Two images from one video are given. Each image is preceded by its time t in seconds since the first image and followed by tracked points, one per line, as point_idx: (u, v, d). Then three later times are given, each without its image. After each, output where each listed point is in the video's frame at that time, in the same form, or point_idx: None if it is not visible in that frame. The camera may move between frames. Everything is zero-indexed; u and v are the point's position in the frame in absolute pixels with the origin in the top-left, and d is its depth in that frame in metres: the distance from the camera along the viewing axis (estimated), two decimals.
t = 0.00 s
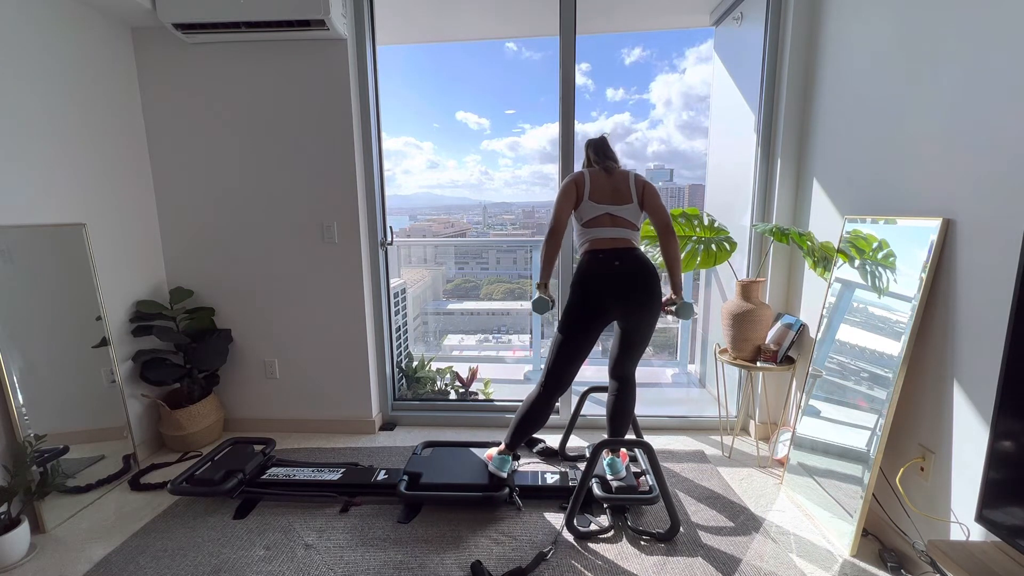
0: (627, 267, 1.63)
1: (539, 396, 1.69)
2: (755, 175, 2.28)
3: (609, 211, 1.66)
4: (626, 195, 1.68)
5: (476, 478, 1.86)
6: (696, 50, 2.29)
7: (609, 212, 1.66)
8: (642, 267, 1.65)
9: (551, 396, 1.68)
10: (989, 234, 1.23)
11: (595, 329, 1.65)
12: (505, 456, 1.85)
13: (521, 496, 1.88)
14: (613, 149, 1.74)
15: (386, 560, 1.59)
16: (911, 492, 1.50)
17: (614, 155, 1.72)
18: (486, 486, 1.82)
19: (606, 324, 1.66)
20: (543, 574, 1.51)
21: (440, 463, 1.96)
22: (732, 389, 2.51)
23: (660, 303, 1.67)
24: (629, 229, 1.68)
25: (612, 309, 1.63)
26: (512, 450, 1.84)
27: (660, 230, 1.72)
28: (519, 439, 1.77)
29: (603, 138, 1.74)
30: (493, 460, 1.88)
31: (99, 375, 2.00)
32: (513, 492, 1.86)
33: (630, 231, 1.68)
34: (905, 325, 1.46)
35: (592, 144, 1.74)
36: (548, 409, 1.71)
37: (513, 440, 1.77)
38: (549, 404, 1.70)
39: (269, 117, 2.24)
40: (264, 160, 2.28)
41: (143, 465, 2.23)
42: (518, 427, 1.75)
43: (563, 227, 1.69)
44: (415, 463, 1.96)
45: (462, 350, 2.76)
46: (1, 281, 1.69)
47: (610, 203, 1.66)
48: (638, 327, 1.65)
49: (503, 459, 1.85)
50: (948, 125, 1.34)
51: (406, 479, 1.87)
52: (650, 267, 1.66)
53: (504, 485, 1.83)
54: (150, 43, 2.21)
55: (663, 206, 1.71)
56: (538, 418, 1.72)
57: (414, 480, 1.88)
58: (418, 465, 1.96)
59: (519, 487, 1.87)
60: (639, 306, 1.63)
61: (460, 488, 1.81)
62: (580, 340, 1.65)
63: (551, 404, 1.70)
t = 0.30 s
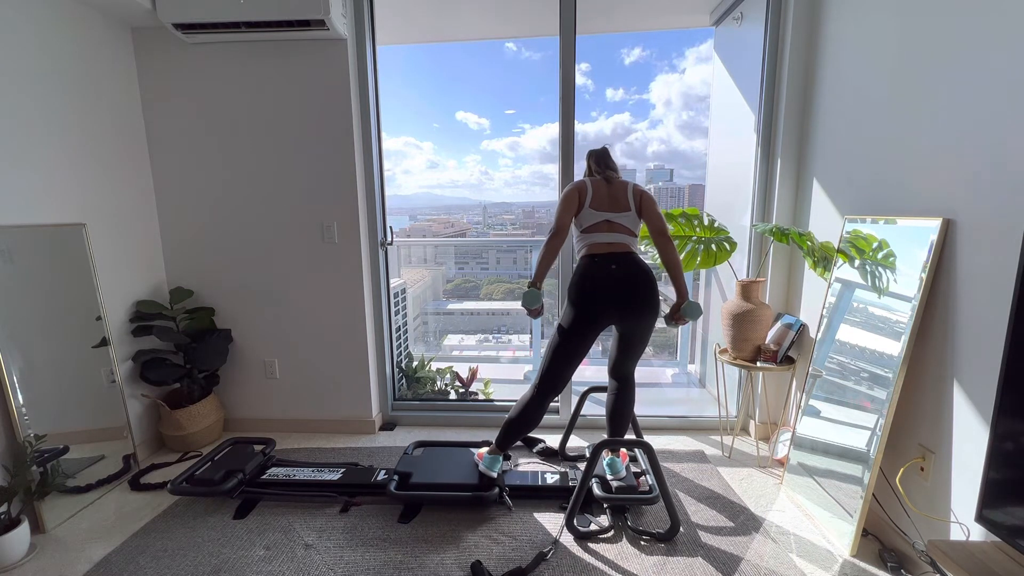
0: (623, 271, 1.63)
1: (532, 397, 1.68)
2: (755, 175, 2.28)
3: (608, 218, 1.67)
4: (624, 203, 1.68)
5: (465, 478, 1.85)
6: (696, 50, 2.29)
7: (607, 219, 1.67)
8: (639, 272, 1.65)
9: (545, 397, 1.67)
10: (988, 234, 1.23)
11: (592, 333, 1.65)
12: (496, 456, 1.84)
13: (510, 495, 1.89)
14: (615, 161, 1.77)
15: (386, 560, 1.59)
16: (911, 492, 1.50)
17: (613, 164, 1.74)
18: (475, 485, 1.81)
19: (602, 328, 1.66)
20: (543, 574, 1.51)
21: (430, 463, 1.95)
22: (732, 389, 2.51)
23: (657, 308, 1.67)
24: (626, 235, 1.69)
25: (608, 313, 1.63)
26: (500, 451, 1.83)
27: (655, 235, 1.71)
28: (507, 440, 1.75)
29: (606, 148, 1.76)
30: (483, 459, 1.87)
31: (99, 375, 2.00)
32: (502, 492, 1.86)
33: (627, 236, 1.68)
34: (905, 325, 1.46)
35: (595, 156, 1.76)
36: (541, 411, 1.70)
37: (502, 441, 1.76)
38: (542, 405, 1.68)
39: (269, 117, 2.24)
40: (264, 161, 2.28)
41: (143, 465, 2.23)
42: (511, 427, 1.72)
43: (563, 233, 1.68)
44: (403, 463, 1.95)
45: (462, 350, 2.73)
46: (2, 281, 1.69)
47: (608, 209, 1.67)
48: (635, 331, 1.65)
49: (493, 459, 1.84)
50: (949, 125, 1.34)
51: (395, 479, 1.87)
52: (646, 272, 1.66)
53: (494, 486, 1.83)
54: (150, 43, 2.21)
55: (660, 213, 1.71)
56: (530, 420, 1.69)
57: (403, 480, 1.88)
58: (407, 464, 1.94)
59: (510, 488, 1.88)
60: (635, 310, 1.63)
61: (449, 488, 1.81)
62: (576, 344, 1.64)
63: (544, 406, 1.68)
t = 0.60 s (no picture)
0: (622, 275, 1.64)
1: (528, 398, 1.67)
2: (755, 175, 2.28)
3: (608, 224, 1.70)
4: (623, 211, 1.72)
5: (457, 478, 1.86)
6: (695, 50, 2.29)
7: (606, 225, 1.70)
8: (637, 276, 1.66)
9: (541, 398, 1.66)
10: (989, 234, 1.23)
11: (591, 337, 1.65)
12: (487, 455, 1.85)
13: (509, 495, 1.89)
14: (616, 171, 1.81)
15: (386, 560, 1.58)
16: (911, 493, 1.50)
17: (613, 175, 1.79)
18: (467, 485, 1.81)
19: (600, 333, 1.66)
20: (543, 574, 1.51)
21: (423, 463, 1.96)
22: (732, 389, 2.51)
23: (655, 314, 1.67)
24: (625, 241, 1.71)
25: (607, 317, 1.64)
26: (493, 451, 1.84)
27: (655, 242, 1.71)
28: (500, 439, 1.75)
29: (607, 159, 1.80)
30: (475, 459, 1.88)
31: (99, 375, 2.00)
32: (494, 492, 1.86)
33: (626, 243, 1.71)
34: (905, 325, 1.46)
35: (596, 165, 1.80)
36: (537, 411, 1.69)
37: (495, 441, 1.77)
38: (538, 406, 1.67)
39: (269, 117, 2.24)
40: (264, 161, 2.28)
41: (143, 465, 2.23)
42: (505, 426, 1.72)
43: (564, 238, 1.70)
44: (397, 463, 1.96)
45: (462, 350, 2.71)
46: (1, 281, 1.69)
47: (608, 217, 1.71)
48: (633, 336, 1.65)
49: (485, 459, 1.85)
50: (949, 125, 1.34)
51: (387, 479, 1.87)
52: (644, 276, 1.66)
53: (485, 485, 1.83)
54: (150, 43, 2.21)
55: (658, 220, 1.73)
56: (522, 421, 1.69)
57: (395, 480, 1.88)
58: (400, 465, 1.95)
59: (508, 488, 1.88)
60: (634, 315, 1.63)
61: (442, 488, 1.81)
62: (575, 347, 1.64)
63: (539, 407, 1.68)
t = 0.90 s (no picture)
0: (622, 282, 1.65)
1: (525, 401, 1.67)
2: (755, 175, 2.28)
3: (608, 234, 1.72)
4: (623, 223, 1.75)
5: (447, 477, 1.86)
6: (695, 50, 2.29)
7: (605, 236, 1.72)
8: (636, 284, 1.66)
9: (538, 401, 1.66)
10: (989, 235, 1.23)
11: (592, 345, 1.64)
12: (478, 455, 1.86)
13: (508, 494, 1.89)
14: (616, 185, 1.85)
15: (386, 560, 1.58)
16: (911, 492, 1.50)
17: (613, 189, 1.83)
18: (456, 485, 1.81)
19: (600, 342, 1.65)
20: (543, 574, 1.51)
21: (414, 463, 1.96)
22: (732, 389, 2.51)
23: (656, 324, 1.66)
24: (625, 251, 1.73)
25: (607, 326, 1.63)
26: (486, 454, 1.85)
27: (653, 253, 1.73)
28: (493, 441, 1.75)
29: (608, 173, 1.84)
30: (466, 459, 1.88)
31: (99, 375, 2.00)
32: (484, 492, 1.86)
33: (625, 253, 1.72)
34: (905, 325, 1.46)
35: (596, 180, 1.85)
36: (533, 412, 1.69)
37: (486, 441, 1.77)
38: (534, 408, 1.68)
39: (269, 117, 2.24)
40: (264, 161, 2.28)
41: (143, 465, 2.23)
42: (500, 426, 1.71)
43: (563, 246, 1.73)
44: (388, 463, 1.96)
45: (462, 350, 2.71)
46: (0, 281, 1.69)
47: (607, 229, 1.73)
48: (633, 344, 1.65)
49: (476, 459, 1.86)
50: (948, 126, 1.34)
51: (377, 478, 1.87)
52: (643, 285, 1.66)
53: (475, 485, 1.83)
54: (150, 43, 2.21)
55: (656, 233, 1.76)
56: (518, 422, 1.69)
57: (385, 479, 1.88)
58: (391, 465, 1.95)
59: (508, 487, 1.89)
60: (634, 323, 1.63)
61: (433, 488, 1.81)
62: (574, 354, 1.63)
63: (536, 409, 1.68)
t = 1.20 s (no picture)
0: (621, 287, 1.65)
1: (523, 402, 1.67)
2: (755, 175, 2.27)
3: (609, 241, 1.73)
4: (623, 231, 1.75)
5: (441, 477, 1.85)
6: (695, 50, 2.29)
7: (605, 244, 1.73)
8: (636, 290, 1.65)
9: (536, 403, 1.67)
10: (989, 235, 1.23)
11: (592, 350, 1.64)
12: (472, 455, 1.85)
13: (509, 494, 1.89)
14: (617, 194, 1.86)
15: (385, 560, 1.58)
16: (910, 492, 1.50)
17: (613, 198, 1.84)
18: (450, 485, 1.81)
19: (599, 348, 1.65)
20: (543, 574, 1.51)
21: (406, 463, 1.96)
22: (732, 389, 2.51)
23: (655, 330, 1.66)
24: (625, 258, 1.73)
25: (606, 331, 1.63)
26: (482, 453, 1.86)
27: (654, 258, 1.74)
28: (488, 442, 1.75)
29: (607, 183, 1.85)
30: (459, 459, 1.88)
31: (99, 375, 2.00)
32: (476, 492, 1.87)
33: (625, 259, 1.73)
34: (905, 325, 1.46)
35: (596, 189, 1.86)
36: (532, 415, 1.70)
37: (481, 441, 1.76)
38: (532, 410, 1.68)
39: (269, 117, 2.24)
40: (264, 161, 2.28)
41: (143, 465, 2.23)
42: (497, 425, 1.71)
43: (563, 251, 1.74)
44: (382, 463, 1.95)
45: (462, 350, 2.71)
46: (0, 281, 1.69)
47: (607, 236, 1.74)
48: (632, 350, 1.65)
49: (470, 459, 1.85)
50: (949, 126, 1.34)
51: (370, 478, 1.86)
52: (643, 290, 1.66)
53: (468, 485, 1.84)
54: (150, 43, 2.21)
55: (657, 242, 1.76)
56: (515, 422, 1.69)
57: (378, 479, 1.88)
58: (384, 464, 1.95)
59: (509, 487, 1.89)
60: (634, 329, 1.63)
61: (425, 487, 1.81)
62: (574, 357, 1.63)
63: (533, 410, 1.68)
